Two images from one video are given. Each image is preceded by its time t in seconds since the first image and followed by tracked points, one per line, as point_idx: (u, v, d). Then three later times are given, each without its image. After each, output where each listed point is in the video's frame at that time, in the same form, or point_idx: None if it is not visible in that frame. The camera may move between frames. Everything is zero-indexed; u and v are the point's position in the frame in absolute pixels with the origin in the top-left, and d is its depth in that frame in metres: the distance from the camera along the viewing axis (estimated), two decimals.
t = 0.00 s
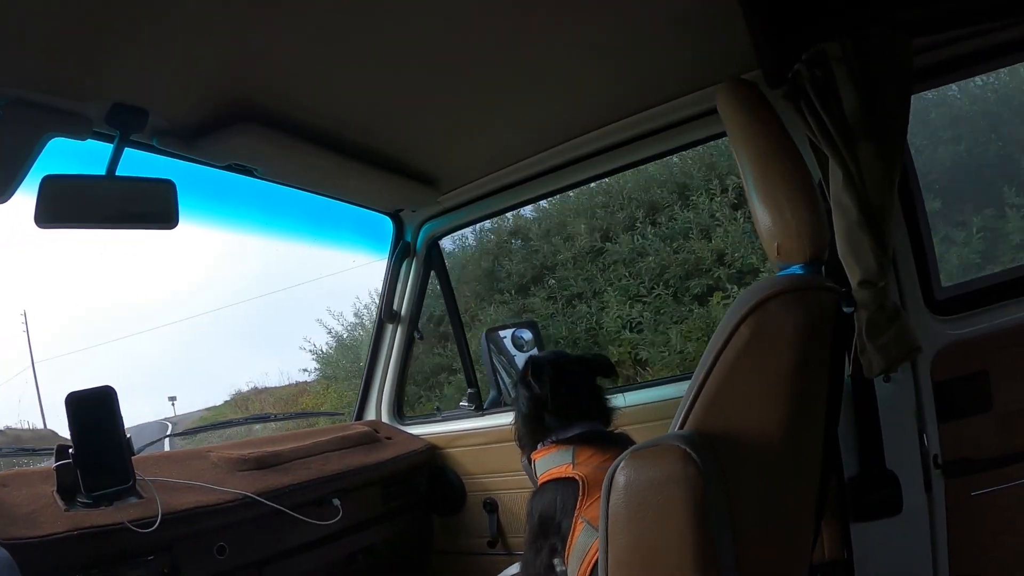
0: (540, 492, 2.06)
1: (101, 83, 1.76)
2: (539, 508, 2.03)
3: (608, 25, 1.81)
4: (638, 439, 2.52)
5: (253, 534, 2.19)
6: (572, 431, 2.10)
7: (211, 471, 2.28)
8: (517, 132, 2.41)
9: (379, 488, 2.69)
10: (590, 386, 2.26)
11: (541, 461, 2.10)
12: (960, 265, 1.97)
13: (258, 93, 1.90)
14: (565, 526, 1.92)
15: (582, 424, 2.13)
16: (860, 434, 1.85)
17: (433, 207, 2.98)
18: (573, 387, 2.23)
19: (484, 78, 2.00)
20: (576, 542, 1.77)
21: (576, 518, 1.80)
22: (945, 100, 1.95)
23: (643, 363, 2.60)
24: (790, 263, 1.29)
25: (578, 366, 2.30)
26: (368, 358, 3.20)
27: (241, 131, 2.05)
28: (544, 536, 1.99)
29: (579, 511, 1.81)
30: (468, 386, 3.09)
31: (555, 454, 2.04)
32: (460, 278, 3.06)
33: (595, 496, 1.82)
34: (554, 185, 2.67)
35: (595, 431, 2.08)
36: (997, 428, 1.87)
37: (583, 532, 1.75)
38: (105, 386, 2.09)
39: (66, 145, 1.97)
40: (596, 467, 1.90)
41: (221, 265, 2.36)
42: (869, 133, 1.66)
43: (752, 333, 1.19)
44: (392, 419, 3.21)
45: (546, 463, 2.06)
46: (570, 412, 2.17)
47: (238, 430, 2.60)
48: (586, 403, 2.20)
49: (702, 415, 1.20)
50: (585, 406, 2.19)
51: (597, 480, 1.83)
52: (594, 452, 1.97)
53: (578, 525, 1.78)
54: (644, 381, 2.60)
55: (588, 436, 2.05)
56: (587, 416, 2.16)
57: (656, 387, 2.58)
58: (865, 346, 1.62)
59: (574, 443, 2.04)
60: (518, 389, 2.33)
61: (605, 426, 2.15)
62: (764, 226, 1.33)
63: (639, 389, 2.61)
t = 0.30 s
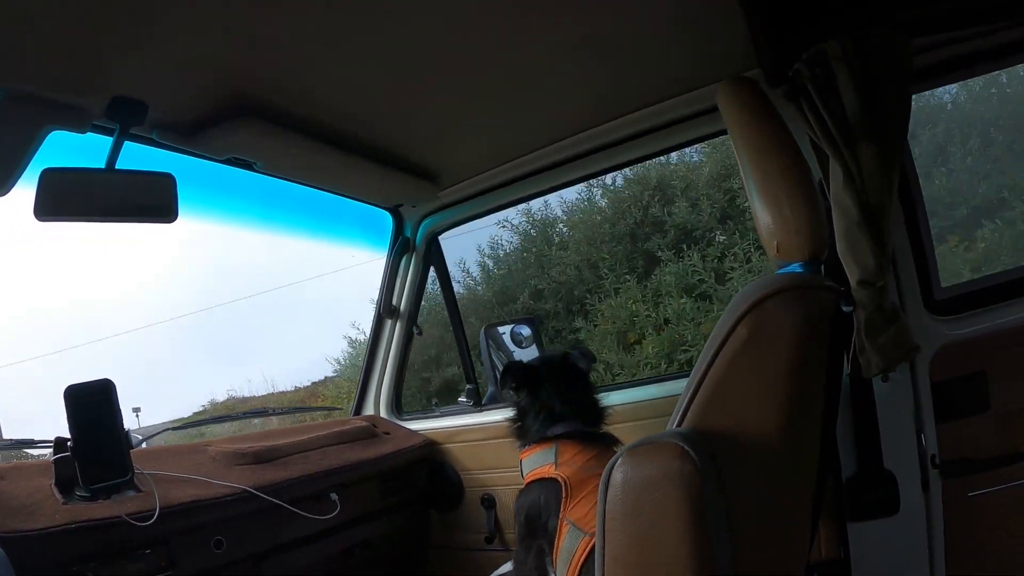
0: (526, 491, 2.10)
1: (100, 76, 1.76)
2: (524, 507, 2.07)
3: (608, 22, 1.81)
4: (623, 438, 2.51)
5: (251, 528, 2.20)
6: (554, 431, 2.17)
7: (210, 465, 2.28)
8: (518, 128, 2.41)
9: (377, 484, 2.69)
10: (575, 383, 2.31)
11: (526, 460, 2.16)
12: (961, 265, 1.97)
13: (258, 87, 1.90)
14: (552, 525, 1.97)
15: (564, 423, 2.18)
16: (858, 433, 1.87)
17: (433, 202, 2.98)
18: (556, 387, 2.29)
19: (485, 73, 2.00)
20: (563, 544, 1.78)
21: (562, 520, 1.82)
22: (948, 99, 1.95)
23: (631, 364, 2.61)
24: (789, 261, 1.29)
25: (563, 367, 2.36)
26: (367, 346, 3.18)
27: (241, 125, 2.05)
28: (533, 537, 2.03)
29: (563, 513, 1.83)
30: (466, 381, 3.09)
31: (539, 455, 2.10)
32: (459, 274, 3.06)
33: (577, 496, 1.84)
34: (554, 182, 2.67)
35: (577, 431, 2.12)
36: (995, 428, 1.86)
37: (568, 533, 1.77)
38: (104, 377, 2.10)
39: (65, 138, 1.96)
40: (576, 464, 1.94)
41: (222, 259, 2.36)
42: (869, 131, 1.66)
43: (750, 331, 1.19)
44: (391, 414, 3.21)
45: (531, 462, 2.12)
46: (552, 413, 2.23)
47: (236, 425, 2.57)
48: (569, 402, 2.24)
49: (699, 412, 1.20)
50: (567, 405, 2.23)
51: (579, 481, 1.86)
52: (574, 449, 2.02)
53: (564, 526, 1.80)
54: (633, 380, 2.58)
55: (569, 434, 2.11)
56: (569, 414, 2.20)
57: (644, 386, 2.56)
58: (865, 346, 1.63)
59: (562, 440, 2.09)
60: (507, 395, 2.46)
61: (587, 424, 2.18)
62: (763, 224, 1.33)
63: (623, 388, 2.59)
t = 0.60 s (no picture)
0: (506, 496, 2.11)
1: (97, 74, 1.75)
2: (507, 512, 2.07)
3: (606, 17, 1.81)
4: (600, 437, 2.58)
5: (251, 524, 2.20)
6: (531, 432, 2.20)
7: (210, 463, 2.28)
8: (516, 124, 2.41)
9: (377, 480, 2.70)
10: (553, 389, 2.34)
11: (509, 463, 2.16)
12: (960, 259, 1.97)
13: (255, 84, 1.90)
14: (534, 527, 1.98)
15: (539, 424, 2.21)
16: (857, 427, 1.87)
17: (431, 198, 2.98)
18: (536, 392, 2.32)
19: (484, 68, 1.99)
20: (547, 545, 1.78)
21: (545, 521, 1.83)
22: (947, 93, 1.95)
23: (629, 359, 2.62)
24: (788, 254, 1.29)
25: (538, 377, 2.39)
26: (367, 341, 3.19)
27: (239, 123, 2.05)
28: (518, 544, 2.05)
29: (547, 513, 1.83)
30: (465, 376, 3.09)
31: (517, 459, 2.14)
32: (457, 269, 3.05)
33: (558, 498, 1.85)
34: (553, 177, 2.67)
35: (552, 430, 2.16)
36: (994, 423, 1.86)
37: (552, 534, 1.77)
38: (103, 377, 2.08)
39: (63, 136, 1.96)
40: (552, 465, 1.98)
41: (222, 257, 2.35)
42: (868, 123, 1.66)
43: (749, 325, 1.19)
44: (390, 410, 3.21)
45: (512, 466, 2.13)
46: (528, 417, 2.26)
47: (237, 421, 2.57)
48: (546, 406, 2.27)
49: (699, 407, 1.20)
50: (544, 409, 2.25)
51: (555, 483, 1.89)
52: (548, 451, 2.07)
53: (546, 529, 1.80)
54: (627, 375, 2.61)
55: (541, 436, 2.16)
56: (547, 415, 2.24)
57: (647, 379, 2.56)
58: (865, 340, 1.64)
59: (545, 442, 2.12)
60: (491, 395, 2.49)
61: (566, 426, 2.20)
62: (762, 219, 1.33)
63: (617, 383, 2.62)
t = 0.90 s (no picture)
0: (503, 496, 2.11)
1: (91, 77, 1.75)
2: (504, 512, 2.06)
3: (601, 12, 1.81)
4: (598, 432, 2.57)
5: (252, 525, 2.20)
6: (529, 429, 2.21)
7: (209, 464, 2.28)
8: (513, 121, 2.41)
9: (378, 479, 2.70)
10: (550, 385, 2.35)
11: (506, 461, 2.16)
12: (958, 250, 1.97)
13: (249, 84, 1.89)
14: (533, 524, 1.98)
15: (535, 423, 2.22)
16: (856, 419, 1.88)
17: (427, 197, 2.98)
18: (531, 390, 2.33)
19: (480, 65, 1.99)
20: (546, 542, 1.78)
21: (545, 519, 1.83)
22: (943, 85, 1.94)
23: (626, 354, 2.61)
24: (785, 248, 1.29)
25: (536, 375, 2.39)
26: (366, 339, 3.20)
27: (234, 123, 2.05)
28: (516, 541, 2.04)
29: (546, 512, 1.83)
30: (465, 374, 3.08)
31: (514, 457, 2.14)
32: (455, 267, 3.04)
33: (556, 497, 1.86)
34: (550, 174, 2.68)
35: (548, 429, 2.17)
36: (995, 413, 1.84)
37: (550, 532, 1.77)
38: (102, 380, 2.09)
39: (59, 140, 1.96)
40: (549, 462, 1.98)
41: (221, 257, 2.35)
42: (864, 116, 1.66)
43: (746, 319, 1.19)
44: (390, 408, 3.22)
45: (509, 464, 2.13)
46: (524, 414, 2.28)
47: (236, 422, 2.57)
48: (542, 403, 2.28)
49: (698, 401, 1.20)
50: (541, 409, 2.26)
51: (554, 480, 1.89)
52: (547, 447, 2.07)
53: (546, 526, 1.80)
54: (623, 371, 2.60)
55: (540, 433, 2.16)
56: (544, 414, 2.24)
57: (644, 374, 2.55)
58: (862, 332, 1.65)
59: (544, 439, 2.13)
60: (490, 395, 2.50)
61: (565, 424, 2.20)
62: (759, 213, 1.33)
63: (612, 380, 2.62)
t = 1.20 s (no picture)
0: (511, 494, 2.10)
1: (86, 82, 1.75)
2: (512, 510, 2.07)
3: (596, 12, 1.81)
4: (607, 432, 2.53)
5: (251, 529, 2.19)
6: (535, 429, 2.20)
7: (209, 468, 2.27)
8: (509, 122, 2.41)
9: (377, 482, 2.70)
10: (551, 383, 2.33)
11: (513, 459, 2.16)
12: (955, 247, 1.97)
13: (244, 87, 1.89)
14: (538, 523, 1.97)
15: (542, 422, 2.21)
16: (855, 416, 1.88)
17: (424, 199, 2.98)
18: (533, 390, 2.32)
19: (476, 67, 1.99)
20: (549, 537, 1.79)
21: (548, 514, 1.83)
22: (939, 82, 1.94)
23: (624, 356, 2.61)
24: (782, 247, 1.29)
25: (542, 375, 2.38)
26: (364, 344, 3.20)
27: (230, 127, 2.04)
28: (521, 540, 2.05)
29: (550, 507, 1.84)
30: (464, 376, 3.08)
31: (520, 456, 2.14)
32: (453, 269, 3.05)
33: (561, 491, 1.86)
34: (547, 175, 2.68)
35: (553, 428, 2.16)
36: (993, 409, 1.84)
37: (554, 528, 1.78)
38: (102, 387, 2.08)
39: (56, 145, 1.95)
40: (555, 460, 1.98)
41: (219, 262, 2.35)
42: (860, 115, 1.66)
43: (744, 318, 1.19)
44: (389, 411, 3.22)
45: (516, 463, 2.13)
46: (530, 415, 2.26)
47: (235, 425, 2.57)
48: (545, 403, 2.26)
49: (697, 401, 1.20)
50: (543, 408, 2.25)
51: (556, 478, 1.89)
52: (552, 445, 2.06)
53: (549, 523, 1.81)
54: (621, 371, 2.60)
55: (545, 433, 2.15)
56: (550, 414, 2.22)
57: (647, 373, 2.54)
58: (860, 330, 1.64)
59: (545, 438, 2.12)
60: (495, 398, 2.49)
61: (569, 423, 2.18)
62: (756, 211, 1.34)
63: (610, 380, 2.61)
